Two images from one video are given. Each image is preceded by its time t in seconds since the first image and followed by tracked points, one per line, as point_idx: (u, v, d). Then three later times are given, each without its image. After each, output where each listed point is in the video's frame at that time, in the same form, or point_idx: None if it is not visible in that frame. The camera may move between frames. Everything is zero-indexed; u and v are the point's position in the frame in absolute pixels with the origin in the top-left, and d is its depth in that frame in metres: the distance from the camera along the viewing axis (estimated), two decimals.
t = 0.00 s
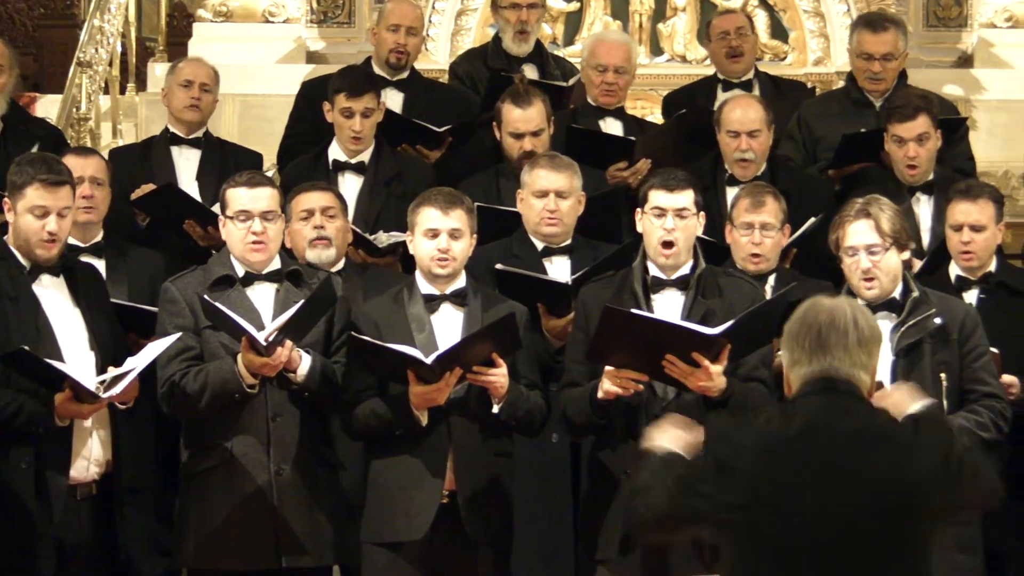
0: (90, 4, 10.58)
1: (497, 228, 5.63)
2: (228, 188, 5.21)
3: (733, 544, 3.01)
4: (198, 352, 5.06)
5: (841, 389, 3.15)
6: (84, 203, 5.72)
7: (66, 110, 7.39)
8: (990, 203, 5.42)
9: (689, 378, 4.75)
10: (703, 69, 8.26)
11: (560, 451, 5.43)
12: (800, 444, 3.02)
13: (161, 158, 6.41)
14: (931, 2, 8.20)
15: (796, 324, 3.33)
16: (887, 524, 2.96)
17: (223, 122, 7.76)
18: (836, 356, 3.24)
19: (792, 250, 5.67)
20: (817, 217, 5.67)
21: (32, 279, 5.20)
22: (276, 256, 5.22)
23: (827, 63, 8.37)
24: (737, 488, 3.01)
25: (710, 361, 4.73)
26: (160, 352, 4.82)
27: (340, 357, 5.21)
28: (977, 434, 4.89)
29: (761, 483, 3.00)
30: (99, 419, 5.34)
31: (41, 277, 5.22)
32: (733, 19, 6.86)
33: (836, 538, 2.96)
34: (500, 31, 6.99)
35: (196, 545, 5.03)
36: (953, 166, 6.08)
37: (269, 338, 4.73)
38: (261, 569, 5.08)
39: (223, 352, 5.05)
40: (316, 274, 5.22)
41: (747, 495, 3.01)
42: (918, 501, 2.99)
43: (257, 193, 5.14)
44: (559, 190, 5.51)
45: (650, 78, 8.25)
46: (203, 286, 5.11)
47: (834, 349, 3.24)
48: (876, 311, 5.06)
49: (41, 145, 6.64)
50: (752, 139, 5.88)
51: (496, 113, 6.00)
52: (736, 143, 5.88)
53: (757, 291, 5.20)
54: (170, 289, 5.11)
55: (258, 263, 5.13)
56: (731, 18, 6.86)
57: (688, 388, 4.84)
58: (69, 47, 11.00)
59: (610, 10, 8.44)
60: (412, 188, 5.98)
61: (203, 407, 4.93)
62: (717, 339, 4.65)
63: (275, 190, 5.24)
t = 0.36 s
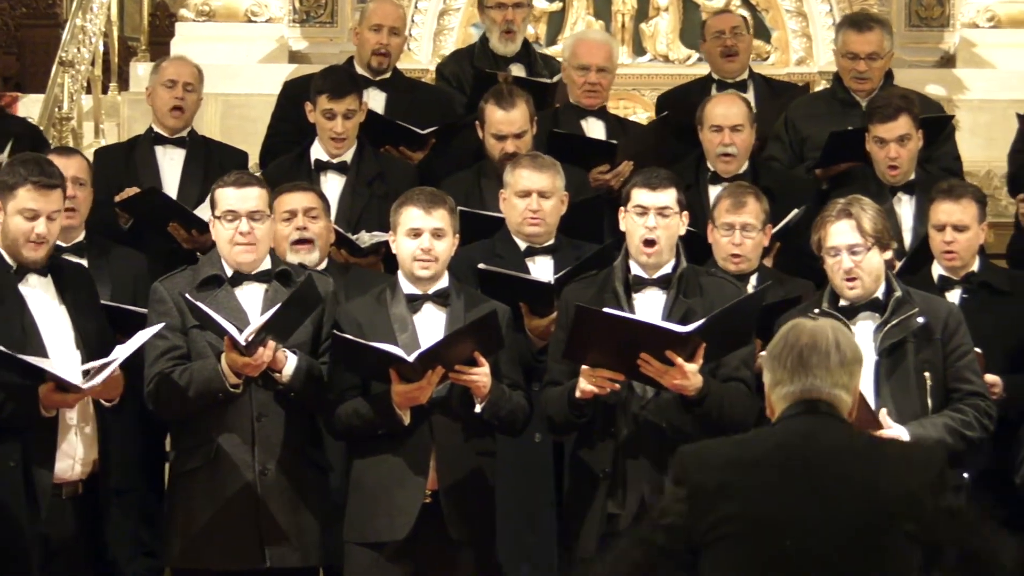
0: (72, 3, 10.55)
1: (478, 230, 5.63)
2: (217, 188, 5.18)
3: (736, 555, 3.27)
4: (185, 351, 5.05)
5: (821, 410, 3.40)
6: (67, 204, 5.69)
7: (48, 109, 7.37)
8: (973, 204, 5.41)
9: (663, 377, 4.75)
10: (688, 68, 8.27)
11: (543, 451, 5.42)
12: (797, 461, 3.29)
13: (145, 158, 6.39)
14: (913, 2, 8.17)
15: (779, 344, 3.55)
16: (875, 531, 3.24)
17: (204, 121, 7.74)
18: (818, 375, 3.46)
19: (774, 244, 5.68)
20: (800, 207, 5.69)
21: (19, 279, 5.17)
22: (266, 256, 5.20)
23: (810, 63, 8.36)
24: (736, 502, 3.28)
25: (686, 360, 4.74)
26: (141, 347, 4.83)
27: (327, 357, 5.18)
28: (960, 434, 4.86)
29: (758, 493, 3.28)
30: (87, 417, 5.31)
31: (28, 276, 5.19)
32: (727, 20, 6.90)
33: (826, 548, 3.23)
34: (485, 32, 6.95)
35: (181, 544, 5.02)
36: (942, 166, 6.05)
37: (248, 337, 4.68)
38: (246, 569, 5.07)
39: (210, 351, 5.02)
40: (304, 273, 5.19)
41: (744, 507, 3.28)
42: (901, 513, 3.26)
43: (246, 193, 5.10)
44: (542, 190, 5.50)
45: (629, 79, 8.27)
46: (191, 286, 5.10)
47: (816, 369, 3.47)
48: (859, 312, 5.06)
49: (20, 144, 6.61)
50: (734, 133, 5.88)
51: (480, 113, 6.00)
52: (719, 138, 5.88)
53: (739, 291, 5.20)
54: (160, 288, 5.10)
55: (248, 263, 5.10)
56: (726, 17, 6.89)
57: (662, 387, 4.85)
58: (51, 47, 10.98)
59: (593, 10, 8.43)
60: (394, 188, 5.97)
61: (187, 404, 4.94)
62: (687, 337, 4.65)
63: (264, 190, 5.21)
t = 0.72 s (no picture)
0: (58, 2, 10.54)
1: (462, 230, 5.61)
2: (213, 185, 5.15)
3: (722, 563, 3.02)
4: (177, 350, 5.03)
5: (815, 414, 3.17)
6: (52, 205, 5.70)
7: (33, 109, 7.37)
8: (958, 203, 5.41)
9: (653, 377, 4.76)
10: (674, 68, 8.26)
11: (528, 450, 5.42)
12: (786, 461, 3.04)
13: (131, 158, 6.39)
14: (898, 2, 8.16)
15: (770, 345, 3.35)
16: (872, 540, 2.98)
17: (189, 121, 7.72)
18: (810, 378, 3.26)
19: (759, 243, 5.68)
20: (784, 208, 5.72)
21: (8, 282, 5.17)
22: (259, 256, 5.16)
23: (795, 63, 8.37)
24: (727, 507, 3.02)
25: (674, 361, 4.75)
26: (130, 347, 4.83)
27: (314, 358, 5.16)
28: (950, 433, 4.89)
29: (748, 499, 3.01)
30: (76, 414, 5.32)
31: (18, 278, 5.18)
32: (723, 20, 6.88)
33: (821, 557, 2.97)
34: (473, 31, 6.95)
35: (170, 544, 5.02)
36: (929, 166, 6.04)
37: (236, 338, 4.66)
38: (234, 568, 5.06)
39: (201, 351, 5.01)
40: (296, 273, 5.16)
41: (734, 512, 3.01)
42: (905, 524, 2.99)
43: (242, 191, 5.08)
44: (528, 189, 5.49)
45: (616, 78, 8.25)
46: (183, 286, 5.07)
47: (808, 372, 3.27)
48: (848, 310, 5.04)
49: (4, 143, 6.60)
50: (722, 130, 5.88)
51: (463, 115, 6.00)
52: (705, 134, 5.87)
53: (724, 293, 5.21)
54: (152, 288, 5.07)
55: (242, 262, 5.07)
56: (721, 17, 6.89)
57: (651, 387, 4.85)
58: (37, 45, 10.96)
59: (578, 10, 8.42)
60: (379, 188, 5.97)
61: (177, 404, 4.92)
62: (677, 340, 4.63)
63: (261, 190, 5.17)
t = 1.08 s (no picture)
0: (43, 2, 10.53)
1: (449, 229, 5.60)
2: (206, 184, 5.05)
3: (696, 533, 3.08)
4: (168, 350, 4.97)
5: (805, 384, 3.18)
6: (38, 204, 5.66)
7: (19, 108, 7.36)
8: (944, 203, 5.41)
9: (646, 378, 4.75)
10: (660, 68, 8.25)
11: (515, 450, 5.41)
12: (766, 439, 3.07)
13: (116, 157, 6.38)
14: (884, 2, 8.16)
15: (762, 325, 3.33)
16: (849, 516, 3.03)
17: (175, 119, 7.72)
18: (803, 357, 3.24)
19: (746, 242, 5.68)
20: (772, 205, 5.66)
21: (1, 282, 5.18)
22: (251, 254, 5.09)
23: (781, 63, 8.36)
24: (710, 487, 3.06)
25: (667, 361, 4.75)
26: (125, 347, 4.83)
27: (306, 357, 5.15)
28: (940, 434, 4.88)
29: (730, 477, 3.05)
30: (66, 411, 5.28)
31: (11, 278, 5.20)
32: (719, 18, 6.85)
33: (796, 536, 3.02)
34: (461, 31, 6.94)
35: (162, 543, 5.01)
36: (915, 166, 6.04)
37: (227, 340, 4.62)
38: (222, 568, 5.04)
39: (193, 351, 4.95)
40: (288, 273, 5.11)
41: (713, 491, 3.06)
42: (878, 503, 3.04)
43: (237, 191, 4.99)
44: (514, 188, 5.49)
45: (602, 77, 8.22)
46: (175, 285, 5.00)
47: (801, 351, 3.25)
48: (838, 309, 5.05)
49: None
50: (709, 125, 5.88)
51: (450, 111, 6.01)
52: (693, 130, 5.87)
53: (710, 294, 5.21)
54: (144, 287, 5.01)
55: (235, 261, 5.00)
56: (718, 16, 6.85)
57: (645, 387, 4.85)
58: (22, 44, 10.94)
59: (564, 9, 8.42)
60: (365, 187, 5.96)
61: (169, 404, 4.87)
62: (672, 340, 4.64)
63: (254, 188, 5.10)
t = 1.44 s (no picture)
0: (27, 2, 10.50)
1: (432, 228, 5.60)
2: (191, 186, 5.02)
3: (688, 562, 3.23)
4: (153, 350, 4.95)
5: (792, 417, 3.31)
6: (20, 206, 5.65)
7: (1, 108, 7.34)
8: (926, 203, 5.41)
9: (629, 381, 4.78)
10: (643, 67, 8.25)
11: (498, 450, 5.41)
12: (758, 465, 3.23)
13: (98, 158, 6.37)
14: (867, 2, 8.16)
15: (748, 340, 3.43)
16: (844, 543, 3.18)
17: (157, 120, 7.68)
18: (789, 378, 3.36)
19: (729, 241, 5.68)
20: (754, 205, 5.66)
21: None
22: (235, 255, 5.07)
23: (764, 63, 8.37)
24: (704, 514, 3.21)
25: (651, 364, 4.77)
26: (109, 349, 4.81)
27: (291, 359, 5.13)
28: (924, 437, 4.90)
29: (725, 505, 3.20)
30: (50, 409, 5.31)
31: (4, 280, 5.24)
32: (708, 20, 6.77)
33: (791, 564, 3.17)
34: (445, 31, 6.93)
35: (144, 544, 5.00)
36: (897, 166, 6.05)
37: (213, 340, 4.59)
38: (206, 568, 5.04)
39: (177, 351, 4.94)
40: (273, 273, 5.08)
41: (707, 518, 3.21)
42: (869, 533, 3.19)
43: (220, 192, 4.95)
44: (498, 189, 5.47)
45: (584, 77, 8.15)
46: (159, 286, 4.98)
47: (787, 371, 3.36)
48: (823, 311, 5.04)
49: None
50: (691, 125, 5.88)
51: (437, 110, 6.00)
52: (675, 128, 5.87)
53: (696, 294, 5.19)
54: (128, 287, 4.99)
55: (220, 262, 4.97)
56: (706, 18, 6.77)
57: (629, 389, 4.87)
58: (6, 44, 10.92)
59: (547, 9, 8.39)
60: (348, 188, 5.96)
61: (154, 405, 4.86)
62: (658, 345, 4.65)
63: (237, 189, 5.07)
